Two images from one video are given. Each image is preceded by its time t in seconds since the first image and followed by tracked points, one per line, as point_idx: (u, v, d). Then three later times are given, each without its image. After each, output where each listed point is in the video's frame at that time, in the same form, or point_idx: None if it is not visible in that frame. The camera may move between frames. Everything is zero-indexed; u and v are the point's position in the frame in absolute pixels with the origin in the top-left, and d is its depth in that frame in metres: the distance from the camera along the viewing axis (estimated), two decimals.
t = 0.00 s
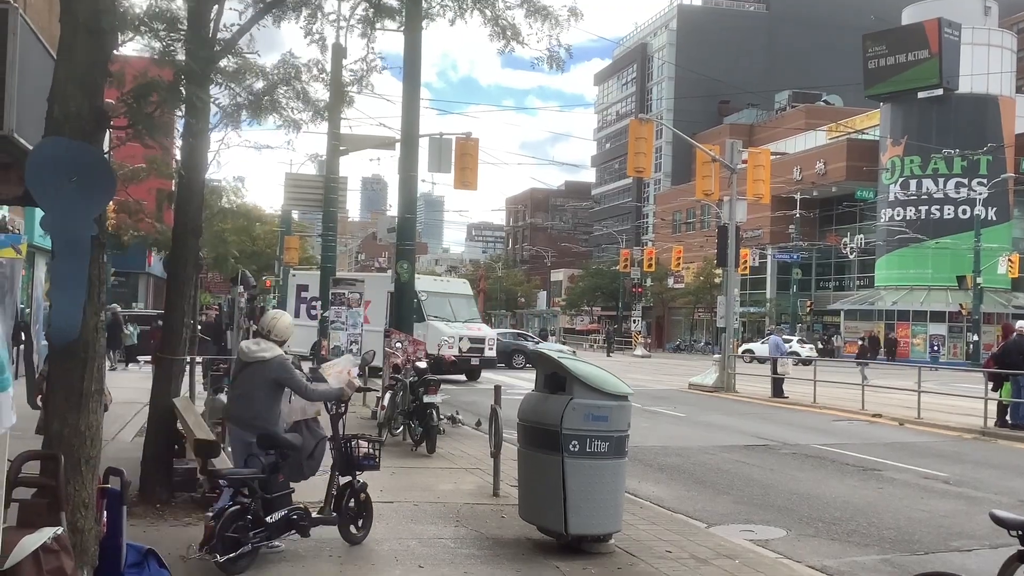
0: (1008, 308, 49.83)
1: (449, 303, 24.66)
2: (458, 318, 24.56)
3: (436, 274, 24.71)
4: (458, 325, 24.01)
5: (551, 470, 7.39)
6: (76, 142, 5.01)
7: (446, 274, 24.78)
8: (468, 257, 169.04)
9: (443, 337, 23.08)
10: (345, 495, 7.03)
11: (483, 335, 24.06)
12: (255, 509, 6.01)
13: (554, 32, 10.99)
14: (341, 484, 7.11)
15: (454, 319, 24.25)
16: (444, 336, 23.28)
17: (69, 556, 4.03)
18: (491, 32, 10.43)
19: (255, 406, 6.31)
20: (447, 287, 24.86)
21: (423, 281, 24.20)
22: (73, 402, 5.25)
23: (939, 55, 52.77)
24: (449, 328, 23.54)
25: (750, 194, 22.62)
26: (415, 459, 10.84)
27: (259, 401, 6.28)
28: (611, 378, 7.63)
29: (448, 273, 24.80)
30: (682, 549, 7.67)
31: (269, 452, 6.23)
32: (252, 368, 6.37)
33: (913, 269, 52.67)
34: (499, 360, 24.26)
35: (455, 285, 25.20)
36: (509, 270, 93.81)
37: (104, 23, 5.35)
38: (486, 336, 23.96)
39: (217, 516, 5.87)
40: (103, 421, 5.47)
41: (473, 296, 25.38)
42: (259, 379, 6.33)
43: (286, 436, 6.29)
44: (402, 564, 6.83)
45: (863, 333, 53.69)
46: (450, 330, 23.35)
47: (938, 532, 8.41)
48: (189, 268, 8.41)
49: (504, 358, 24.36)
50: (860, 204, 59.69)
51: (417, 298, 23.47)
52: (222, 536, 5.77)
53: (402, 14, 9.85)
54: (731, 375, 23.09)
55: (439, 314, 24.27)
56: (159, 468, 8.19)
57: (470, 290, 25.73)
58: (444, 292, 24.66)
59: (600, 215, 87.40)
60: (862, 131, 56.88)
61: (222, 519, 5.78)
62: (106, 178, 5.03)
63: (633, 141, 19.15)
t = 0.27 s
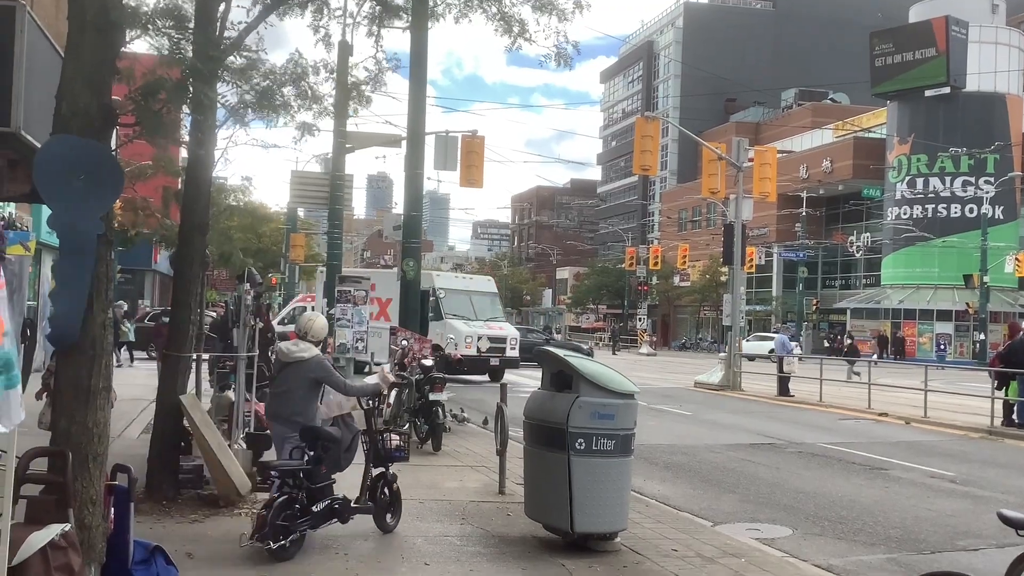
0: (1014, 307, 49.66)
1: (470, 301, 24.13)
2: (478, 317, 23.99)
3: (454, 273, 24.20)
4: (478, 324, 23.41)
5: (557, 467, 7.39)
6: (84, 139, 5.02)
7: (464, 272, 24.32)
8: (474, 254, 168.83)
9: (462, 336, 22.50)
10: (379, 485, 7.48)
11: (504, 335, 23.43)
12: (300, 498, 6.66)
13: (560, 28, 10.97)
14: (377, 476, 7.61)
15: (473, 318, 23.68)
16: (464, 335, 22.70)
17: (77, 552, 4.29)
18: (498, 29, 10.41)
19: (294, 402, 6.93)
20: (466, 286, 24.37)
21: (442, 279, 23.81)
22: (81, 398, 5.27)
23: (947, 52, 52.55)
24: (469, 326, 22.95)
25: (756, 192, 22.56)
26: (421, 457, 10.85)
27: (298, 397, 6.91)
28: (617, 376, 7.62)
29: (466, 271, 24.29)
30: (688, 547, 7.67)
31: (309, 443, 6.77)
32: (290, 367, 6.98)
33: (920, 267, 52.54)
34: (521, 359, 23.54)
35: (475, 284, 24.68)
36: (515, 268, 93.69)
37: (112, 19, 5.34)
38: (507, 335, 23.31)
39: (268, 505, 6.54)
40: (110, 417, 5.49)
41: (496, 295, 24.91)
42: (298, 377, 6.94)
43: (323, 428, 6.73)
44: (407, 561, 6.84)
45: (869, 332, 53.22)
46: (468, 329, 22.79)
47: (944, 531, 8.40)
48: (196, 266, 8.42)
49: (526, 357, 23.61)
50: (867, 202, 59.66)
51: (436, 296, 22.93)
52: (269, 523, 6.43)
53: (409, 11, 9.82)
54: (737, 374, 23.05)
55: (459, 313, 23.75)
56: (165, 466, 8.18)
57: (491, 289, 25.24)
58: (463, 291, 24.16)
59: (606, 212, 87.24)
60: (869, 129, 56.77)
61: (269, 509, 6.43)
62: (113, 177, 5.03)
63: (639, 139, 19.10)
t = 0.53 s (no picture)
0: None
1: (494, 301, 23.49)
2: (502, 317, 23.35)
3: (477, 272, 23.62)
4: (500, 324, 22.78)
5: (567, 467, 7.38)
6: (98, 137, 5.03)
7: (487, 272, 23.71)
8: (483, 254, 168.86)
9: (483, 337, 21.91)
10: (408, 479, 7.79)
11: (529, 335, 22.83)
12: (343, 490, 6.90)
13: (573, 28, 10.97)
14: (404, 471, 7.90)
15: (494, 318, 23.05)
16: (485, 335, 22.11)
17: (88, 549, 4.30)
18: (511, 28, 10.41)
19: (330, 396, 7.26)
20: (489, 285, 23.69)
21: (463, 278, 23.33)
22: (94, 395, 5.29)
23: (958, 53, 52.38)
24: (490, 326, 22.37)
25: (766, 193, 22.51)
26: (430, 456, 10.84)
27: (335, 392, 7.22)
28: (627, 376, 7.61)
29: (489, 270, 23.66)
30: (697, 548, 7.66)
31: (346, 438, 7.03)
32: (325, 363, 7.32)
33: (930, 268, 52.18)
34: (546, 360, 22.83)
35: (500, 283, 24.01)
36: (523, 268, 93.69)
37: (124, 16, 5.35)
38: (530, 336, 22.69)
39: (312, 499, 6.77)
40: (123, 414, 5.50)
41: (523, 294, 24.24)
42: (334, 373, 7.29)
43: (359, 423, 6.95)
44: (417, 561, 6.84)
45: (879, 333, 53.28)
46: (489, 328, 22.21)
47: (955, 533, 8.37)
48: (207, 264, 8.44)
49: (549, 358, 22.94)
50: (877, 203, 59.27)
51: (456, 295, 22.33)
52: (315, 514, 6.67)
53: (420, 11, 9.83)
54: (746, 374, 23.01)
55: (481, 313, 23.12)
56: (176, 465, 8.21)
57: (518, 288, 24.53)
58: (487, 290, 23.51)
59: (615, 212, 87.18)
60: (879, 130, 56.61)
61: (314, 500, 6.67)
62: (126, 175, 5.04)
63: (649, 139, 19.06)
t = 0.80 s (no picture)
0: None
1: (522, 304, 22.40)
2: (529, 320, 22.31)
3: (504, 273, 22.57)
4: (526, 328, 21.76)
5: (580, 471, 7.38)
6: (116, 140, 5.05)
7: (513, 273, 22.61)
8: (494, 257, 168.86)
9: (506, 342, 20.90)
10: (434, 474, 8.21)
11: (556, 340, 21.75)
12: (381, 485, 7.37)
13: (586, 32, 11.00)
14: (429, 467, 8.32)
15: (517, 321, 22.02)
16: (508, 340, 21.09)
17: (104, 550, 4.31)
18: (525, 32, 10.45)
19: (364, 399, 7.61)
20: (516, 287, 22.58)
21: (490, 281, 22.33)
22: (111, 397, 5.31)
23: (972, 57, 52.74)
24: (514, 330, 21.38)
25: (779, 197, 22.48)
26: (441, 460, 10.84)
27: (370, 395, 7.55)
28: (639, 380, 7.59)
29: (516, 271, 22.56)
30: (710, 553, 7.65)
31: (382, 436, 7.47)
32: (359, 366, 7.65)
33: (943, 273, 52.07)
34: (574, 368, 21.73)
35: (530, 284, 22.86)
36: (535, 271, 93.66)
37: (142, 18, 5.38)
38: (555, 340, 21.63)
39: (354, 493, 7.22)
40: (138, 416, 5.52)
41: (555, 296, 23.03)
42: (369, 375, 7.61)
43: (392, 422, 7.51)
44: (430, 564, 6.84)
45: (891, 339, 52.56)
46: (512, 333, 21.23)
47: (969, 540, 8.33)
48: (221, 266, 8.48)
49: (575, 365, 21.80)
50: (890, 207, 59.11)
51: (480, 298, 21.39)
52: (359, 509, 7.15)
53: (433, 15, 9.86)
54: (758, 379, 22.96)
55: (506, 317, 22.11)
56: (190, 466, 8.25)
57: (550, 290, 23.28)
58: (514, 292, 22.43)
59: (627, 216, 87.12)
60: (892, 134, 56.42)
61: (357, 498, 7.14)
62: (143, 178, 5.06)
63: (661, 143, 19.02)
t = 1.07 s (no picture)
0: None
1: (548, 308, 21.74)
2: (556, 324, 21.68)
3: (530, 276, 21.92)
4: (552, 332, 21.17)
5: (590, 476, 7.37)
6: (132, 146, 5.08)
7: (540, 276, 21.95)
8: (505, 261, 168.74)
9: (530, 348, 20.35)
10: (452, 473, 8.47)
11: (584, 345, 21.14)
12: (413, 484, 7.64)
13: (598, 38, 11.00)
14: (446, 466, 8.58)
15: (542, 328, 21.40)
16: (532, 346, 20.53)
17: (117, 554, 4.33)
18: (535, 37, 10.45)
19: (396, 399, 7.88)
20: (542, 291, 21.89)
21: (515, 283, 21.68)
22: (125, 400, 5.33)
23: (984, 63, 52.57)
24: (538, 335, 20.79)
25: (791, 202, 22.44)
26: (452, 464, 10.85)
27: (402, 396, 7.82)
28: (650, 386, 7.59)
29: (543, 275, 21.91)
30: (721, 560, 7.63)
31: (411, 436, 7.74)
32: (391, 368, 7.92)
33: (954, 279, 51.73)
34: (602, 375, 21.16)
35: (559, 287, 22.16)
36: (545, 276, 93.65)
37: (157, 25, 5.43)
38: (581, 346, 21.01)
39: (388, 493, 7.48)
40: (153, 420, 5.54)
41: (584, 299, 22.35)
42: (400, 376, 7.90)
43: (420, 423, 7.76)
44: (440, 569, 6.84)
45: (903, 344, 52.85)
46: (535, 338, 20.64)
47: (981, 547, 8.28)
48: (232, 270, 8.51)
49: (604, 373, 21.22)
50: (902, 213, 59.46)
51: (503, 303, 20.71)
52: (396, 506, 7.42)
53: (443, 21, 9.87)
54: (769, 385, 22.89)
55: (532, 320, 21.48)
56: (200, 470, 8.28)
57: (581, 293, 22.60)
58: (540, 296, 21.74)
59: (637, 221, 87.03)
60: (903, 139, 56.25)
61: (395, 495, 7.41)
62: (157, 183, 5.08)
63: (672, 148, 19.02)
